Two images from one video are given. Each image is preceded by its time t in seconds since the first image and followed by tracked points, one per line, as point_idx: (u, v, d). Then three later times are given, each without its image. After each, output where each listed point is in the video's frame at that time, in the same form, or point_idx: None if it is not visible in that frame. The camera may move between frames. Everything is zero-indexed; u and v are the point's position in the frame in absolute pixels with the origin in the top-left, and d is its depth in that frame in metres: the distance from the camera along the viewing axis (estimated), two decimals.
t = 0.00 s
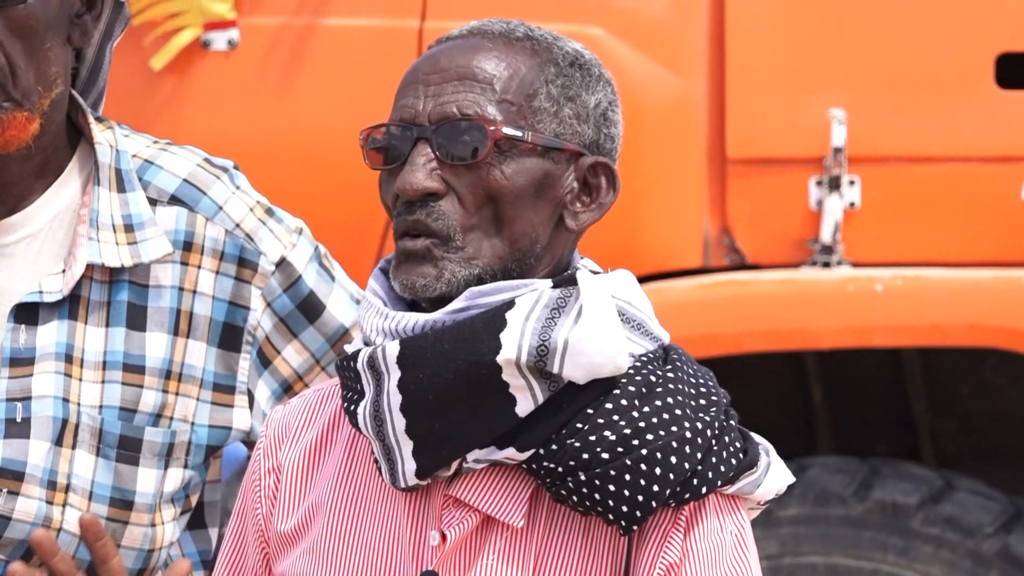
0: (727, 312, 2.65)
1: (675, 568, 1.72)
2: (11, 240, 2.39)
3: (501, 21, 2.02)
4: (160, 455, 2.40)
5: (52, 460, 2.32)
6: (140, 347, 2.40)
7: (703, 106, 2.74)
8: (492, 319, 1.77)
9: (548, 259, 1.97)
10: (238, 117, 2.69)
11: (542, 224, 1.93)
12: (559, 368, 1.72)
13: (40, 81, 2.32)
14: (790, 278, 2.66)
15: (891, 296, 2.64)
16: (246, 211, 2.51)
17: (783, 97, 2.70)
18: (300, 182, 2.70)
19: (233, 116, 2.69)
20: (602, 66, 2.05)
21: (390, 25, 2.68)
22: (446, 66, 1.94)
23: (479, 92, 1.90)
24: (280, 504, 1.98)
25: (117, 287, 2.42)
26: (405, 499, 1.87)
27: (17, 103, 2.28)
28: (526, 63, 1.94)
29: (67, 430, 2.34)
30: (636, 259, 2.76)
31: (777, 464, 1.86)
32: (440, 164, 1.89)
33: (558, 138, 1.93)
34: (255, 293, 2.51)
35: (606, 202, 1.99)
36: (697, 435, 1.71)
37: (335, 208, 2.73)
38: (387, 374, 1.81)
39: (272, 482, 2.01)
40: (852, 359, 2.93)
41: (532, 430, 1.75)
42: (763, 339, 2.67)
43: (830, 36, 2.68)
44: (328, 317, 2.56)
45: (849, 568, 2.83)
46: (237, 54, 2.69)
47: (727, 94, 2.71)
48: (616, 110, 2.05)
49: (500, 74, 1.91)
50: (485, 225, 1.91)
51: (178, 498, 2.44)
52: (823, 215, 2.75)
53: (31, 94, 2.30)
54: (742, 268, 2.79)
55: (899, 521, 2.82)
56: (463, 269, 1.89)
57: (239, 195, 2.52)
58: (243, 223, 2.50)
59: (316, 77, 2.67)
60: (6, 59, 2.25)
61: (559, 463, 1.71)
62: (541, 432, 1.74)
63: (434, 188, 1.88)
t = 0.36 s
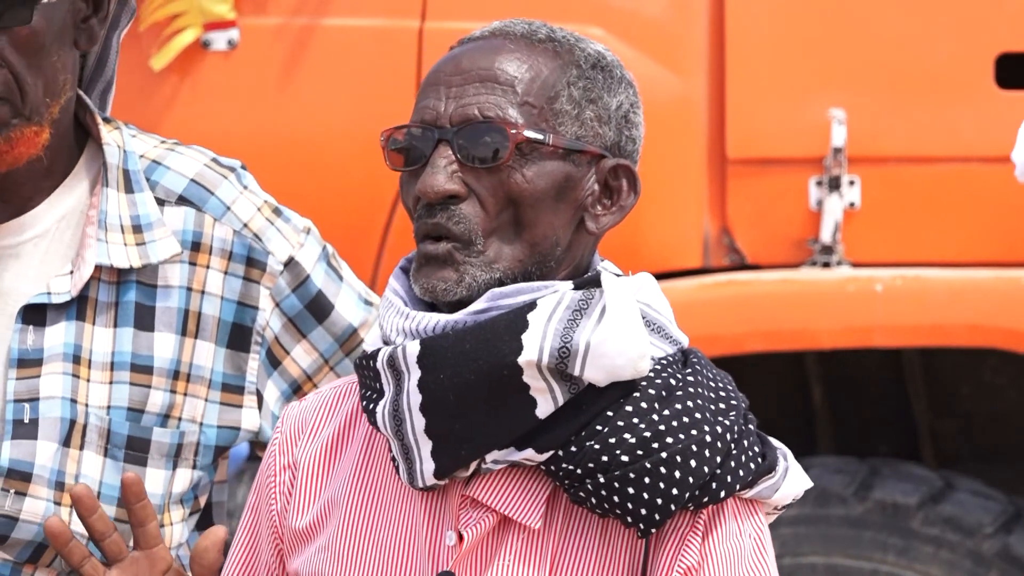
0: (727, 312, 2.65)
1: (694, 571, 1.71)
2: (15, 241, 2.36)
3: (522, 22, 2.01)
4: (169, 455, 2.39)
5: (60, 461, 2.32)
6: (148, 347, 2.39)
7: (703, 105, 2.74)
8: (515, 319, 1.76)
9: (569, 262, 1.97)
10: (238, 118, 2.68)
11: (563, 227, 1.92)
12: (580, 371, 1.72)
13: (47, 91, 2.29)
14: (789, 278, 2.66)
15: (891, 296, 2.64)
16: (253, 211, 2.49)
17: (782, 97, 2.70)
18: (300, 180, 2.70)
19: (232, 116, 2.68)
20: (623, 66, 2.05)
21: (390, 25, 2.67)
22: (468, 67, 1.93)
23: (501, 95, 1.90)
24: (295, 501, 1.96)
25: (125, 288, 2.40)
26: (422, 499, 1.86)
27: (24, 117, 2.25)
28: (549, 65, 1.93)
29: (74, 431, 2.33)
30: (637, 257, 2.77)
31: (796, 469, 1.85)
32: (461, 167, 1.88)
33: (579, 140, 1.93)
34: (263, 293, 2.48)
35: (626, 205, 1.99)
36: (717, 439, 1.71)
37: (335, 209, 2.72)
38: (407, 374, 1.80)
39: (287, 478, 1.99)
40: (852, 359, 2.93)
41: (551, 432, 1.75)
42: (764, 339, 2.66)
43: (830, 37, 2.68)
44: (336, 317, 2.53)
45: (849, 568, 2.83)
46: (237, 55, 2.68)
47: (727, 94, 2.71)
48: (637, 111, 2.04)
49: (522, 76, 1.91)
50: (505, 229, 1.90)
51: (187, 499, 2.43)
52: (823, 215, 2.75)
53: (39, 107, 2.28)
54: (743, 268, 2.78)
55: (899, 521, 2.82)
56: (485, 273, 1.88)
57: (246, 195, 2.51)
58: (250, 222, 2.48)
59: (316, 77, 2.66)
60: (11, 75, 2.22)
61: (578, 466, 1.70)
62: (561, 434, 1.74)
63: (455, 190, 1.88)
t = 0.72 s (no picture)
0: (727, 312, 2.65)
1: (698, 570, 1.71)
2: (28, 246, 2.41)
3: (515, 23, 2.00)
4: (173, 466, 2.38)
5: (62, 469, 2.31)
6: (157, 356, 2.39)
7: (703, 106, 2.74)
8: (520, 319, 1.76)
9: (572, 263, 1.96)
10: (237, 118, 2.68)
11: (563, 229, 1.92)
12: (585, 370, 1.72)
13: (54, 123, 2.32)
14: (789, 278, 2.65)
15: (891, 296, 2.64)
16: (271, 222, 2.48)
17: (782, 97, 2.70)
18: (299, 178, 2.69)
19: (232, 116, 2.68)
20: (618, 62, 2.04)
21: (390, 25, 2.67)
22: (462, 73, 1.93)
23: (496, 101, 1.89)
24: (301, 501, 1.96)
25: (136, 297, 2.41)
26: (427, 499, 1.86)
27: (31, 153, 2.30)
28: (543, 67, 1.93)
29: (77, 439, 2.32)
30: (636, 257, 2.77)
31: (800, 468, 1.86)
32: (458, 175, 1.88)
33: (576, 141, 1.92)
34: (279, 305, 2.47)
35: (627, 203, 1.98)
36: (722, 438, 1.70)
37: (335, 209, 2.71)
38: (413, 374, 1.81)
39: (293, 479, 1.99)
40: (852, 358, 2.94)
41: (556, 432, 1.74)
42: (764, 338, 2.66)
43: (830, 36, 2.68)
44: (355, 330, 2.52)
45: (848, 568, 2.83)
46: (236, 54, 2.67)
47: (727, 94, 2.70)
48: (633, 107, 2.04)
49: (516, 80, 1.90)
50: (506, 235, 1.90)
51: (194, 508, 2.40)
52: (823, 215, 2.75)
53: (47, 140, 2.31)
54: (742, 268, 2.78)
55: (899, 521, 2.82)
56: (491, 284, 1.88)
57: (265, 205, 2.50)
58: (267, 234, 2.47)
59: (316, 77, 2.66)
60: (16, 120, 2.26)
61: (583, 465, 1.70)
62: (566, 433, 1.73)
63: (454, 200, 1.87)
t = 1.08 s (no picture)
0: (728, 312, 2.65)
1: (694, 570, 1.71)
2: (41, 248, 2.42)
3: (492, 26, 2.00)
4: (184, 470, 2.39)
5: (71, 472, 2.33)
6: (168, 360, 2.39)
7: (702, 106, 2.74)
8: (514, 326, 1.76)
9: (561, 265, 1.97)
10: (237, 118, 2.68)
11: (552, 233, 1.93)
12: (580, 374, 1.72)
13: (69, 136, 2.33)
14: (790, 279, 2.65)
15: (891, 296, 2.64)
16: (286, 224, 2.48)
17: (782, 97, 2.70)
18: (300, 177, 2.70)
19: (232, 117, 2.68)
20: (598, 59, 2.04)
21: (390, 25, 2.66)
22: (443, 83, 1.92)
23: (477, 112, 1.89)
24: (299, 500, 1.95)
25: (149, 300, 2.41)
26: (425, 502, 1.87)
27: (48, 168, 2.32)
28: (523, 71, 1.92)
29: (88, 442, 2.34)
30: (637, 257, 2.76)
31: (795, 466, 1.85)
32: (445, 187, 1.88)
33: (560, 145, 1.92)
34: (294, 308, 2.46)
35: (615, 201, 1.99)
36: (717, 440, 1.71)
37: (335, 209, 2.72)
38: (407, 380, 1.80)
39: (289, 479, 1.98)
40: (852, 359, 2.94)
41: (552, 435, 1.75)
42: (764, 338, 2.66)
43: (830, 36, 2.68)
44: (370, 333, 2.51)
45: (848, 568, 2.83)
46: (236, 55, 2.68)
47: (727, 94, 2.70)
48: (617, 103, 2.04)
49: (497, 87, 1.90)
50: (497, 241, 1.90)
51: (206, 511, 2.42)
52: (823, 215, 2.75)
53: (63, 153, 2.33)
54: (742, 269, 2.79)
55: (899, 521, 2.82)
56: (485, 289, 1.89)
57: (281, 208, 2.49)
58: (281, 236, 2.47)
59: (315, 77, 2.66)
60: (35, 141, 2.27)
61: (579, 469, 1.70)
62: (561, 437, 1.74)
63: (442, 211, 1.88)
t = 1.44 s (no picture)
0: (727, 312, 2.65)
1: (681, 568, 1.71)
2: (54, 246, 2.43)
3: (499, 23, 2.00)
4: (203, 465, 2.38)
5: (91, 468, 2.33)
6: (184, 354, 2.40)
7: (702, 105, 2.74)
8: (500, 319, 1.77)
9: (554, 262, 1.98)
10: (235, 118, 2.69)
11: (546, 231, 1.93)
12: (567, 368, 1.73)
13: (84, 136, 2.34)
14: (789, 278, 2.66)
15: (890, 296, 2.64)
16: (297, 219, 2.49)
17: (779, 97, 2.70)
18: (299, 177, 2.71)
19: (231, 116, 2.69)
20: (601, 64, 2.04)
21: (389, 25, 2.67)
22: (448, 76, 1.92)
23: (482, 105, 1.89)
24: (284, 501, 1.97)
25: (163, 295, 2.42)
26: (410, 498, 1.87)
27: (63, 167, 2.32)
28: (528, 70, 1.92)
29: (106, 438, 2.35)
30: (636, 258, 2.76)
31: (782, 465, 1.85)
32: (444, 178, 1.89)
33: (561, 144, 1.93)
34: (305, 302, 2.46)
35: (610, 205, 1.99)
36: (705, 436, 1.70)
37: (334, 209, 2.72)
38: (394, 375, 1.81)
39: (274, 480, 2.00)
40: (853, 358, 2.94)
41: (537, 431, 1.75)
42: (763, 338, 2.66)
43: (828, 36, 2.68)
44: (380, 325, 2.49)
45: (848, 568, 2.83)
46: (236, 55, 2.68)
47: (727, 94, 2.70)
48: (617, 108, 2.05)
49: (502, 83, 1.90)
50: (492, 236, 1.91)
51: (224, 509, 2.41)
52: (822, 215, 2.75)
53: (79, 152, 2.34)
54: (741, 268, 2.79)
55: (899, 521, 2.82)
56: (470, 278, 1.89)
57: (291, 204, 2.51)
58: (293, 231, 2.48)
59: (315, 77, 2.67)
60: (52, 141, 2.28)
61: (566, 464, 1.71)
62: (546, 433, 1.74)
63: (440, 202, 1.88)
